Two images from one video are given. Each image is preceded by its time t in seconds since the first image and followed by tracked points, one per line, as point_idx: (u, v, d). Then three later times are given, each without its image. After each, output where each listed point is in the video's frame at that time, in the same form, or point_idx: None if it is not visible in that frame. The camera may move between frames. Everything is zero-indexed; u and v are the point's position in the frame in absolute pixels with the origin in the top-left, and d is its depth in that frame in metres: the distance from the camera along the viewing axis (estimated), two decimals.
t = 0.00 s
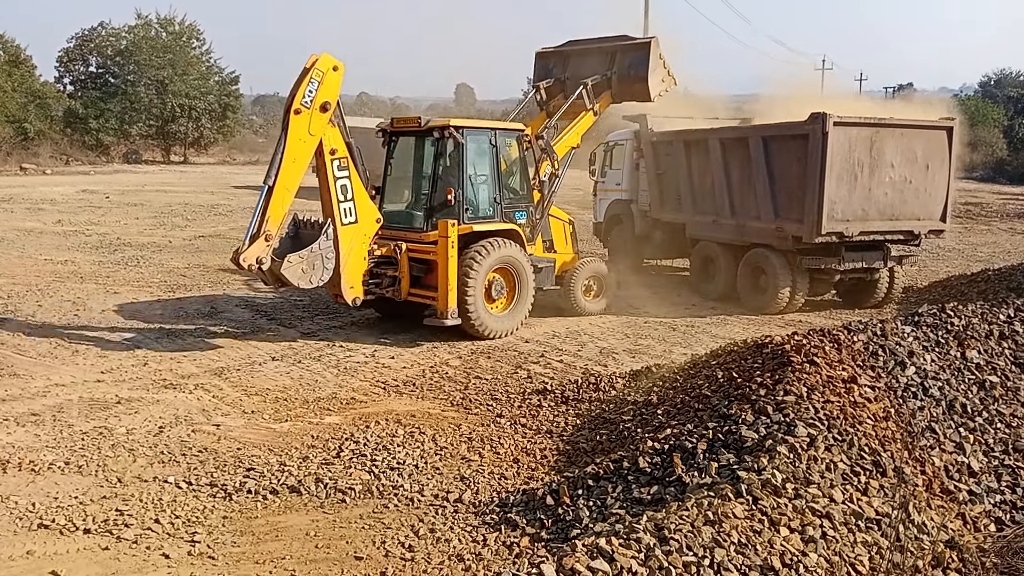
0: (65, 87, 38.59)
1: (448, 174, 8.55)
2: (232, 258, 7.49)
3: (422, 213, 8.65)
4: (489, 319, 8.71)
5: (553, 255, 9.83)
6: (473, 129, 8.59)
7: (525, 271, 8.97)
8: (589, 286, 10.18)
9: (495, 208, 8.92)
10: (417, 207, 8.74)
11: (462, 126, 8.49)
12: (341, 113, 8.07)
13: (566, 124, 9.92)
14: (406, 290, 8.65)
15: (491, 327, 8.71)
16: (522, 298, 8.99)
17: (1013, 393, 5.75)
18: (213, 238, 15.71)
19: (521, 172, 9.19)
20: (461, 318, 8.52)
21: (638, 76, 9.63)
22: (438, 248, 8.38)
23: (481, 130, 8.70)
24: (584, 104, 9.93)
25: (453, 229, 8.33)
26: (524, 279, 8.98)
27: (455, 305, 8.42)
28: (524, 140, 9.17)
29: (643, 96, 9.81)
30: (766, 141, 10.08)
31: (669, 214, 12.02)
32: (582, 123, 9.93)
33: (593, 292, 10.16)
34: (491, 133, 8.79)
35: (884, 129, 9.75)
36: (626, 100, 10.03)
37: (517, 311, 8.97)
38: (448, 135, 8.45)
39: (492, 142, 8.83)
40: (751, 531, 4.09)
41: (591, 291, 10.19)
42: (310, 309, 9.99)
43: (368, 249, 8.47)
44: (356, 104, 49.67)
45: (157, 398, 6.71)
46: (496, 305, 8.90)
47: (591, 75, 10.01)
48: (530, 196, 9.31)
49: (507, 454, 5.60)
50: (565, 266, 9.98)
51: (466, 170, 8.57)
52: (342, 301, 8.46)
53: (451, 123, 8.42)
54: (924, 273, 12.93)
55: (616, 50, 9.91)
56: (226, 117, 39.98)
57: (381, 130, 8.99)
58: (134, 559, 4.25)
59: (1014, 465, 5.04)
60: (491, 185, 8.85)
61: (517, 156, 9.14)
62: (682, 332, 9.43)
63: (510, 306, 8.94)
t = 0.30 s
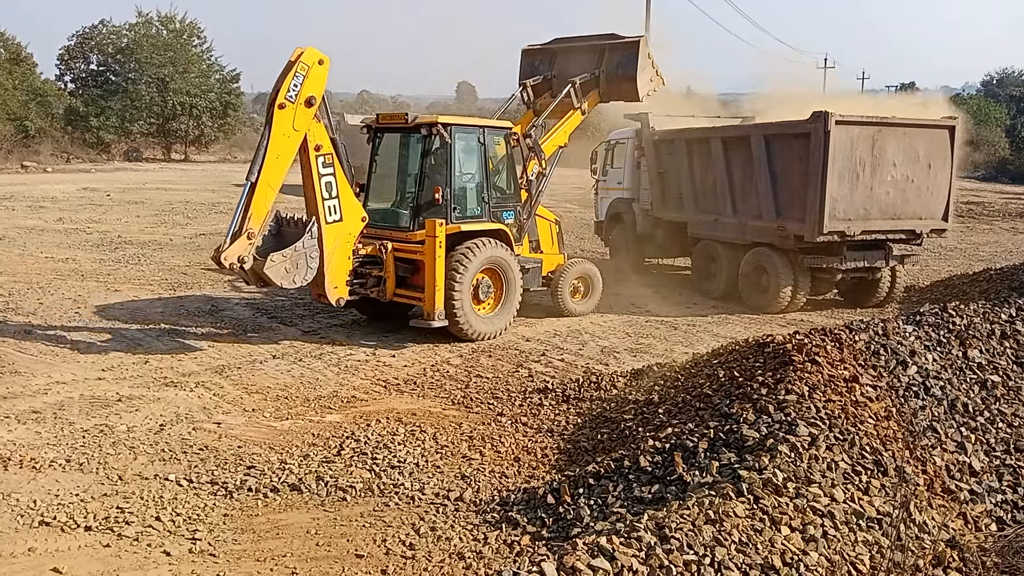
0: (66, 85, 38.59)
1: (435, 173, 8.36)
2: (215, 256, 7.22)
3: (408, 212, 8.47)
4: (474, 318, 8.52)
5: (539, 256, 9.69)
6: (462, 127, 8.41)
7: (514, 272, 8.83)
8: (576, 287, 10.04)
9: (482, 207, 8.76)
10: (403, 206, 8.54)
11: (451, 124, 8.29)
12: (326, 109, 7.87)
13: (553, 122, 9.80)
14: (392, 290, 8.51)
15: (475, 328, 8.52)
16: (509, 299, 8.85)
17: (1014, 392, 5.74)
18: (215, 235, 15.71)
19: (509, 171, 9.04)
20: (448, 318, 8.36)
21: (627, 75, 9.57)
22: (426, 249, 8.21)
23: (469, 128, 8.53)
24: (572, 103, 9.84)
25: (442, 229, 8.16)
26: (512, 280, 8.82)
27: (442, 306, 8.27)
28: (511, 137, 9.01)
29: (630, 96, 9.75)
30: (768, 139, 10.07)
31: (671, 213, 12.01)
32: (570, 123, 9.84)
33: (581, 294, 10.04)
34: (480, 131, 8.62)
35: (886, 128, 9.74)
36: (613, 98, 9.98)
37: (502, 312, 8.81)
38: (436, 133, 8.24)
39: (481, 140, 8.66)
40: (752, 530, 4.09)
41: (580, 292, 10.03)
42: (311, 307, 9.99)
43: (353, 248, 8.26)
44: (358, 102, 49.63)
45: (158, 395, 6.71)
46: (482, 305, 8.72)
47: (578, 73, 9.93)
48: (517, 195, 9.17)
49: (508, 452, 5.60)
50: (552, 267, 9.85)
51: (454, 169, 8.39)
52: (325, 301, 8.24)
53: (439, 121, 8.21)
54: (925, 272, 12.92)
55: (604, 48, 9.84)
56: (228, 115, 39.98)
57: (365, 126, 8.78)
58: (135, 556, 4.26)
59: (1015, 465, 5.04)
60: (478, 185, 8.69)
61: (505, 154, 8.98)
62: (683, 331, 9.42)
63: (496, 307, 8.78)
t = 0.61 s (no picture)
0: (72, 86, 38.71)
1: (424, 176, 8.23)
2: (199, 263, 6.93)
3: (397, 217, 8.35)
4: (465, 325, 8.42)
5: (529, 260, 9.56)
6: (450, 129, 8.28)
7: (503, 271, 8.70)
8: (567, 291, 9.94)
9: (472, 211, 8.60)
10: (391, 210, 8.43)
11: (440, 126, 8.18)
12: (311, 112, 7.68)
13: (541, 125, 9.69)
14: (380, 296, 8.33)
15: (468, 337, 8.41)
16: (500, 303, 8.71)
17: (1019, 398, 5.73)
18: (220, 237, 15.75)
19: (499, 174, 8.90)
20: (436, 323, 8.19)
21: (615, 78, 9.54)
22: (416, 254, 8.01)
23: (458, 131, 8.39)
24: (560, 105, 9.77)
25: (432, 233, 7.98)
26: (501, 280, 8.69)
27: (432, 312, 8.08)
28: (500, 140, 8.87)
29: (618, 98, 9.73)
30: (773, 143, 10.07)
31: (676, 217, 12.01)
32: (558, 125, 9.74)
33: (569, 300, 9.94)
34: (468, 133, 8.49)
35: (891, 133, 9.73)
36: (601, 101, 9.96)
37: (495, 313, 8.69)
38: (424, 135, 8.13)
39: (470, 142, 8.52)
40: (756, 534, 4.08)
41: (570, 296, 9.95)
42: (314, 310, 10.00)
43: (340, 254, 8.08)
44: (364, 105, 49.81)
45: (163, 397, 6.72)
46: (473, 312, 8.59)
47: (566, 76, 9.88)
48: (506, 198, 9.00)
49: (511, 456, 5.59)
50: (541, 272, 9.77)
51: (443, 173, 8.24)
52: (311, 309, 8.02)
53: (427, 123, 8.11)
54: (930, 277, 12.90)
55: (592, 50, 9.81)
56: (233, 118, 40.07)
57: (352, 129, 8.70)
58: (139, 558, 4.26)
59: (1020, 471, 5.03)
60: (468, 188, 8.54)
61: (495, 157, 8.84)
62: (687, 335, 9.41)
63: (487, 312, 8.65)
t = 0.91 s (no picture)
0: (77, 91, 38.84)
1: (411, 182, 8.11)
2: (180, 272, 6.77)
3: (383, 224, 8.20)
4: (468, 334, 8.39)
5: (516, 267, 9.45)
6: (438, 134, 8.18)
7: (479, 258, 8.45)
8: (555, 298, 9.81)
9: (460, 218, 8.52)
10: (377, 217, 8.27)
11: (427, 131, 8.06)
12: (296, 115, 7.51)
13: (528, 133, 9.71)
14: (366, 305, 8.22)
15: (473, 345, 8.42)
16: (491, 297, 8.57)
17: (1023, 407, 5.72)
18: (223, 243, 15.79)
19: (486, 180, 8.80)
20: (425, 340, 8.13)
21: (603, 86, 9.57)
22: (403, 262, 7.91)
23: (445, 136, 8.30)
24: (548, 113, 9.79)
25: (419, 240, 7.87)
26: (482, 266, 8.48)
27: (420, 321, 7.98)
28: (487, 145, 8.79)
29: (606, 106, 9.75)
30: (776, 150, 10.08)
31: (679, 223, 12.01)
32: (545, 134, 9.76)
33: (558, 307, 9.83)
34: (456, 139, 8.39)
35: (895, 140, 9.72)
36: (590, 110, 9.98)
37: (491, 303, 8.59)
38: (411, 140, 7.99)
39: (457, 148, 8.43)
40: (758, 542, 4.07)
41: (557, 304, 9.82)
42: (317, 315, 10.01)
43: (324, 262, 7.92)
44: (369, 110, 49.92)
45: (166, 402, 6.73)
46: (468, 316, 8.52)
47: (554, 83, 9.88)
48: (494, 205, 8.93)
49: (514, 462, 5.59)
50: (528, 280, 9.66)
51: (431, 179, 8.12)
52: (295, 316, 7.88)
53: (414, 128, 7.96)
54: (934, 285, 12.88)
55: (580, 58, 9.83)
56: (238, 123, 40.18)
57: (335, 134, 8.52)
58: (141, 563, 4.26)
59: None
60: (455, 195, 8.44)
61: (481, 163, 8.75)
62: (689, 342, 9.40)
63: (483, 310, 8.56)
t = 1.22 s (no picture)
0: (88, 93, 39.05)
1: (404, 185, 7.95)
2: (166, 275, 6.55)
3: (375, 228, 8.07)
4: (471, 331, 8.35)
5: (510, 272, 9.31)
6: (432, 137, 8.03)
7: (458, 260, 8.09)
8: (547, 305, 9.67)
9: (453, 223, 8.36)
10: (369, 221, 8.15)
11: (421, 134, 7.91)
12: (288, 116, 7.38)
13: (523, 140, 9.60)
14: (357, 310, 8.02)
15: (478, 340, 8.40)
16: (483, 296, 8.36)
17: None
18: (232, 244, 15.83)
19: (480, 185, 8.67)
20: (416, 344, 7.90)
21: (600, 95, 9.55)
22: (396, 266, 7.73)
23: (439, 138, 8.15)
24: (544, 121, 9.70)
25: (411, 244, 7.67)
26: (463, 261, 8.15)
27: (413, 328, 7.79)
28: (481, 149, 8.65)
29: (604, 116, 9.73)
30: (785, 155, 10.05)
31: (687, 228, 12.01)
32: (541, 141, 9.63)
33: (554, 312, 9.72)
34: (450, 142, 8.24)
35: (904, 146, 9.70)
36: (586, 119, 9.96)
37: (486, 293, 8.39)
38: (404, 142, 7.84)
39: (451, 151, 8.28)
40: (766, 549, 4.06)
41: (548, 309, 9.68)
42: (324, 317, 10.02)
43: (314, 267, 7.74)
44: (378, 113, 50.10)
45: (174, 403, 6.75)
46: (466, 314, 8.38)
47: (551, 90, 9.86)
48: (487, 209, 8.80)
49: (520, 466, 5.59)
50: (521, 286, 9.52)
51: (423, 182, 7.97)
52: (285, 323, 7.68)
53: (408, 130, 7.82)
54: (943, 292, 12.84)
55: (578, 67, 9.83)
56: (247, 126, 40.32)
57: (327, 135, 8.39)
58: (148, 563, 4.27)
59: None
60: (449, 199, 8.29)
61: (475, 168, 8.60)
62: (697, 347, 9.38)
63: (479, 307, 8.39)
